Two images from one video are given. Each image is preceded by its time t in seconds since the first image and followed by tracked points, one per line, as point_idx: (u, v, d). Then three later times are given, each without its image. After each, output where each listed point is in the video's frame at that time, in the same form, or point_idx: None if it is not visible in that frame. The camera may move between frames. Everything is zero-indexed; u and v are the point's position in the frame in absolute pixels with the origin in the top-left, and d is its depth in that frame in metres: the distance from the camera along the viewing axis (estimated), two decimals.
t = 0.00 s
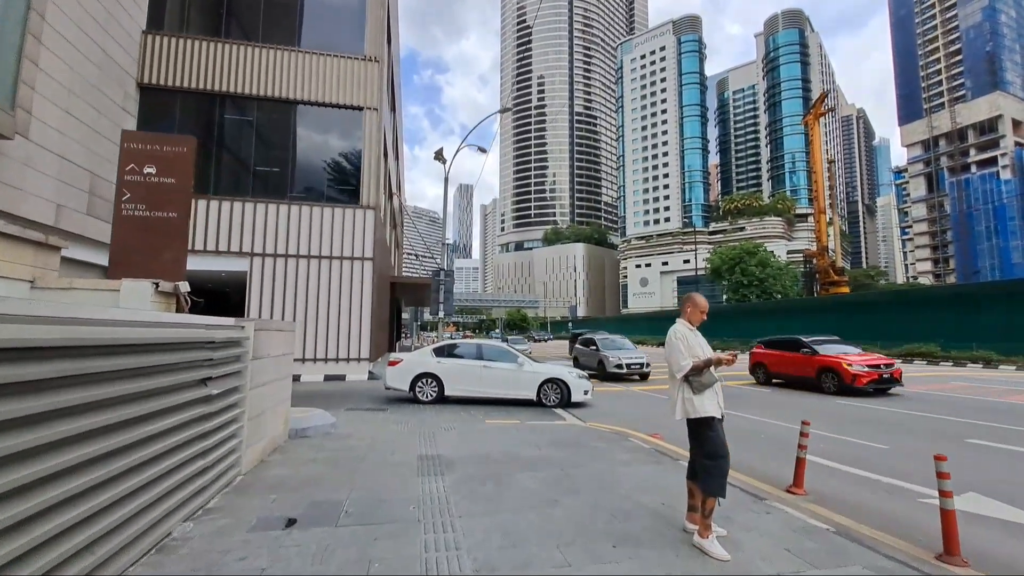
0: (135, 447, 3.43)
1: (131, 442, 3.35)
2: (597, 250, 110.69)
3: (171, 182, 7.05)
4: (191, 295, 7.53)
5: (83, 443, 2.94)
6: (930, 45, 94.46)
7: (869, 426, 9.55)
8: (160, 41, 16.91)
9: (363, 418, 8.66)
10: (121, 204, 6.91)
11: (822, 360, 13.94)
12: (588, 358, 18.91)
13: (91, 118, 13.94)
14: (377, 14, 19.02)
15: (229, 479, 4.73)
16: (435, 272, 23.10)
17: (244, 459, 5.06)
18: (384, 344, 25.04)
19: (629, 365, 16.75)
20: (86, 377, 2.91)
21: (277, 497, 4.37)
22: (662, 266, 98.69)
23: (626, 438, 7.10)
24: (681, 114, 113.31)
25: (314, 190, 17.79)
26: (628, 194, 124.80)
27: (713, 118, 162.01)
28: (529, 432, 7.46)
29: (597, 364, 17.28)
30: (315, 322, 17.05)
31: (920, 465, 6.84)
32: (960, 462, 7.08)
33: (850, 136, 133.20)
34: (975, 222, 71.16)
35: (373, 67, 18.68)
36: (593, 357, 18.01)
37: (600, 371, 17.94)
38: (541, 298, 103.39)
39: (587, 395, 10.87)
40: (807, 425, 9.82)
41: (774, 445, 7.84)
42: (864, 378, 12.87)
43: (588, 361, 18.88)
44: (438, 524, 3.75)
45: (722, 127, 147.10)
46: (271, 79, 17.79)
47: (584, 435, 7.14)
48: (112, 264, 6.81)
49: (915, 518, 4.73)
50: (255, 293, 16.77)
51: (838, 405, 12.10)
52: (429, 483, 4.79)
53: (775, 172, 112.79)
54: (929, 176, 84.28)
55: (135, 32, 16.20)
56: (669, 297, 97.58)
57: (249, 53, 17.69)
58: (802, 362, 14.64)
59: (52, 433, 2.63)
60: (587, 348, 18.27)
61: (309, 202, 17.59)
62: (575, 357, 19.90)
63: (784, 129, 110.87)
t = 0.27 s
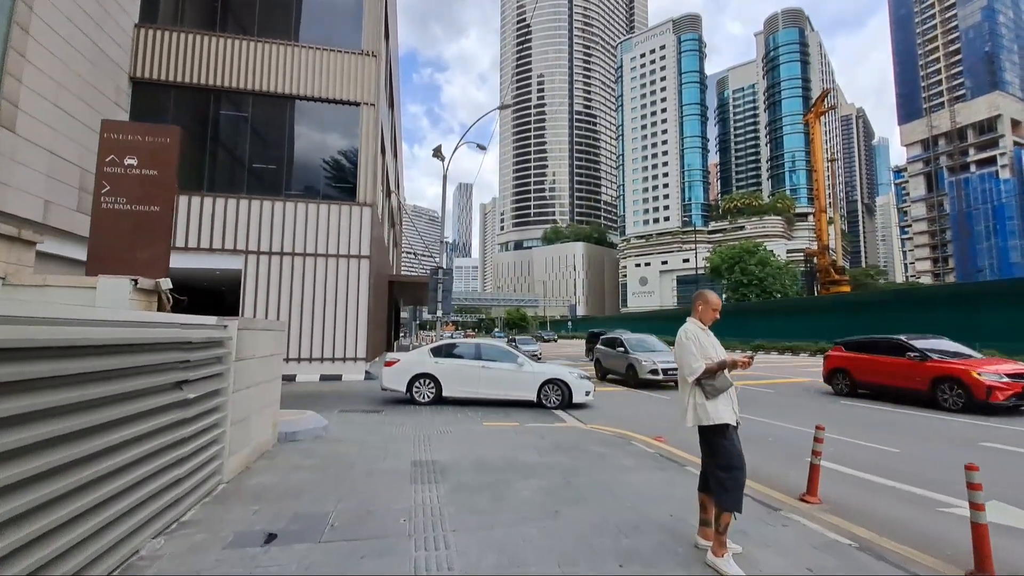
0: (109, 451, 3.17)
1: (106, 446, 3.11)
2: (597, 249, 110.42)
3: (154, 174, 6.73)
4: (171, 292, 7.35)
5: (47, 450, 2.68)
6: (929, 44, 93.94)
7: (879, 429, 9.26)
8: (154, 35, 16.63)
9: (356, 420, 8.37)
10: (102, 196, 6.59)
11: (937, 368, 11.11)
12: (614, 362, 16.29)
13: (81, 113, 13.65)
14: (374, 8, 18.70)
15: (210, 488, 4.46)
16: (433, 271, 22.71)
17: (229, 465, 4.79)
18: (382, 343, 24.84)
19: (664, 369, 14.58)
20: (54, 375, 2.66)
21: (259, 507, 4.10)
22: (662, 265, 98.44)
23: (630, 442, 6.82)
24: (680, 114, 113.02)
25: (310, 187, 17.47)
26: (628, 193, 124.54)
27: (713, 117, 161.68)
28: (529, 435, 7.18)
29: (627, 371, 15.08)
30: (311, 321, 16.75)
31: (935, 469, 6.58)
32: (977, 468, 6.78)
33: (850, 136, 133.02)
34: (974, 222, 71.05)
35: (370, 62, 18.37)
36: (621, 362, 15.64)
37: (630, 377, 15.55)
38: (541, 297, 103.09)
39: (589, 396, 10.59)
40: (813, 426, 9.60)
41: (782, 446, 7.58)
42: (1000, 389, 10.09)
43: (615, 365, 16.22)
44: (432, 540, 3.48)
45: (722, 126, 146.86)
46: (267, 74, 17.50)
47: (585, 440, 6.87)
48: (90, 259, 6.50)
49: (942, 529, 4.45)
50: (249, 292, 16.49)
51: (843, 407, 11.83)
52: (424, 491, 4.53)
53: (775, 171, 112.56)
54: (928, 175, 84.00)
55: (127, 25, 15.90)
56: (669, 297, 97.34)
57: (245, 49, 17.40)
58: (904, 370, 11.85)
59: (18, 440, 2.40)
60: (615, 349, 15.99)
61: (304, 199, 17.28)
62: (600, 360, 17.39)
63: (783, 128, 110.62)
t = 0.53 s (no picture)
0: (80, 458, 2.93)
1: (78, 449, 2.89)
2: (597, 249, 110.11)
3: (139, 164, 6.49)
4: (155, 288, 6.95)
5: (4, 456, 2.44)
6: (930, 44, 93.56)
7: (891, 431, 8.98)
8: (149, 28, 16.39)
9: (353, 421, 8.10)
10: (82, 187, 6.34)
11: None
12: (654, 368, 13.64)
13: (72, 107, 13.36)
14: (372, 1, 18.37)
15: (192, 495, 4.21)
16: (432, 269, 22.40)
17: (213, 470, 4.53)
18: (381, 342, 24.58)
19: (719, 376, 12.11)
20: (13, 374, 2.43)
21: (242, 517, 3.83)
22: (662, 265, 98.06)
23: (636, 446, 6.55)
24: (681, 113, 112.61)
25: (308, 183, 17.20)
26: (628, 192, 124.22)
27: (714, 116, 161.24)
28: (531, 438, 6.91)
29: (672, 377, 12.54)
30: (309, 320, 16.50)
31: (955, 474, 6.30)
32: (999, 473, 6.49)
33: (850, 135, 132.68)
34: (975, 221, 70.67)
35: (369, 57, 18.07)
36: (663, 366, 13.08)
37: (676, 385, 12.95)
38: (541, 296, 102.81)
39: (593, 397, 10.31)
40: (822, 428, 9.33)
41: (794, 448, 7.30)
42: None
43: (655, 371, 13.58)
44: (428, 555, 3.21)
45: (722, 126, 146.49)
46: (264, 69, 17.23)
47: (590, 442, 6.59)
48: (71, 252, 6.25)
49: (971, 539, 4.18)
50: (246, 290, 16.24)
51: (852, 408, 11.56)
52: (420, 500, 4.27)
53: (776, 170, 112.21)
54: (929, 175, 83.54)
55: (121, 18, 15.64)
56: (669, 296, 97.01)
57: (241, 43, 17.13)
58: None
59: None
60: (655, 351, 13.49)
61: (301, 196, 17.01)
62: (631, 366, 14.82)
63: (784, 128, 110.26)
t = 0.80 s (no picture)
0: (47, 468, 2.68)
1: (48, 454, 2.66)
2: (597, 248, 109.86)
3: (119, 155, 6.17)
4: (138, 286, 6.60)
5: None
6: (931, 43, 93.16)
7: (904, 434, 8.68)
8: (142, 23, 16.11)
9: (348, 424, 7.83)
10: (61, 178, 6.04)
11: None
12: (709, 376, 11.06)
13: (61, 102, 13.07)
14: None
15: (172, 506, 3.94)
16: (431, 268, 22.10)
17: (195, 479, 4.25)
18: (379, 342, 24.30)
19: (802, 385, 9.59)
20: None
21: (225, 531, 3.57)
22: (662, 264, 97.83)
23: (641, 450, 6.32)
24: (681, 113, 112.26)
25: (304, 180, 16.92)
26: (628, 192, 123.92)
27: (714, 116, 160.91)
28: (533, 442, 6.64)
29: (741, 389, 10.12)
30: (306, 319, 16.23)
31: (978, 481, 6.02)
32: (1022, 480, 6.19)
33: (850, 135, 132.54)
34: (975, 221, 70.54)
35: (367, 52, 17.77)
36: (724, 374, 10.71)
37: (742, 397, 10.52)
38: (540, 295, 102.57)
39: (597, 399, 10.02)
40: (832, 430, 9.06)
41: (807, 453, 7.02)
42: None
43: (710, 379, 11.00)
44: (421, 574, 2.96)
45: (722, 125, 146.24)
46: (260, 64, 16.96)
47: (594, 447, 6.32)
48: (47, 248, 5.92)
49: (1005, 554, 3.92)
50: (241, 289, 15.96)
51: (861, 409, 11.27)
52: (415, 511, 4.02)
53: (776, 170, 111.99)
54: (929, 175, 83.14)
55: (114, 11, 15.33)
56: (669, 296, 96.80)
57: (237, 37, 16.84)
58: None
59: None
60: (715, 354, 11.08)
61: (298, 193, 16.74)
62: (675, 373, 12.33)
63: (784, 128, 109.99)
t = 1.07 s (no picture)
0: (1, 479, 2.44)
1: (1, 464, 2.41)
2: (597, 249, 109.58)
3: (99, 145, 5.89)
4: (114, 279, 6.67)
5: None
6: (932, 45, 93.02)
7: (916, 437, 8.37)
8: (136, 16, 15.83)
9: (342, 427, 7.57)
10: (36, 168, 5.72)
11: None
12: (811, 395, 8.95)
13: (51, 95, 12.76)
14: None
15: (148, 516, 3.70)
16: (430, 266, 21.85)
17: (174, 487, 4.00)
18: (378, 342, 24.11)
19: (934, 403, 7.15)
20: None
21: (199, 546, 3.30)
22: (662, 265, 97.49)
23: (647, 457, 6.03)
24: (682, 113, 112.08)
25: (301, 176, 16.65)
26: (628, 193, 123.64)
27: (715, 117, 160.71)
28: (533, 447, 6.37)
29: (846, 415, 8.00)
30: (302, 318, 15.96)
31: (1000, 488, 5.74)
32: None
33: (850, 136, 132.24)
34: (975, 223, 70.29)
35: (365, 47, 17.52)
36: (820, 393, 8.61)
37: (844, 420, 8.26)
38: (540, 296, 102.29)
39: (600, 402, 9.74)
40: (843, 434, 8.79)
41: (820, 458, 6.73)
42: None
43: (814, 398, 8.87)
44: None
45: (723, 126, 145.99)
46: (258, 59, 16.71)
47: (598, 452, 6.05)
48: (23, 242, 5.63)
49: None
50: (236, 287, 15.68)
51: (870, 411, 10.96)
52: (408, 523, 3.75)
53: (776, 171, 111.67)
54: (930, 176, 82.83)
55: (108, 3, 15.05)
56: (669, 297, 96.53)
57: (233, 31, 16.56)
58: None
59: None
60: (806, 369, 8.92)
61: (295, 189, 16.47)
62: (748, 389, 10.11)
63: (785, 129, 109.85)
